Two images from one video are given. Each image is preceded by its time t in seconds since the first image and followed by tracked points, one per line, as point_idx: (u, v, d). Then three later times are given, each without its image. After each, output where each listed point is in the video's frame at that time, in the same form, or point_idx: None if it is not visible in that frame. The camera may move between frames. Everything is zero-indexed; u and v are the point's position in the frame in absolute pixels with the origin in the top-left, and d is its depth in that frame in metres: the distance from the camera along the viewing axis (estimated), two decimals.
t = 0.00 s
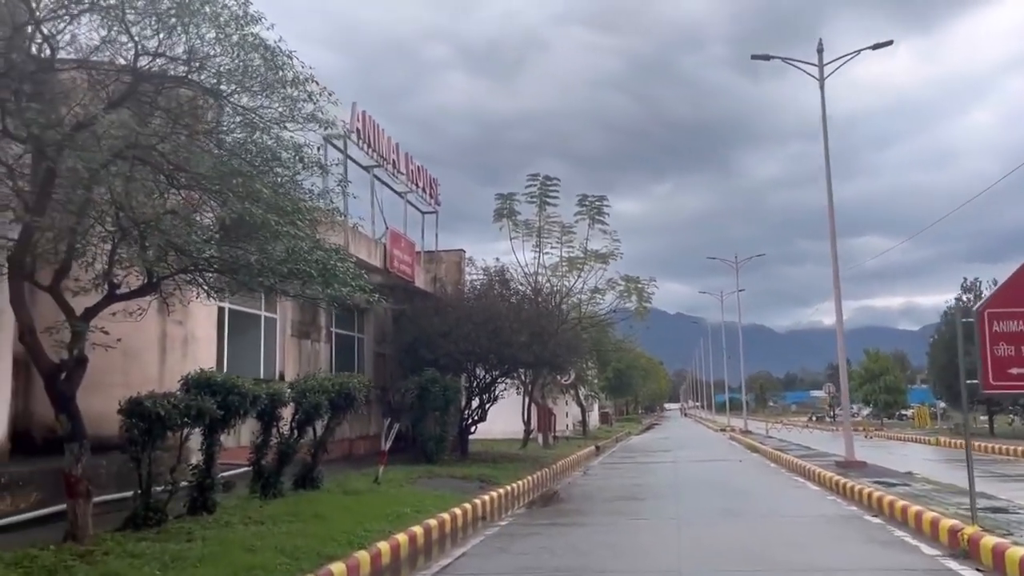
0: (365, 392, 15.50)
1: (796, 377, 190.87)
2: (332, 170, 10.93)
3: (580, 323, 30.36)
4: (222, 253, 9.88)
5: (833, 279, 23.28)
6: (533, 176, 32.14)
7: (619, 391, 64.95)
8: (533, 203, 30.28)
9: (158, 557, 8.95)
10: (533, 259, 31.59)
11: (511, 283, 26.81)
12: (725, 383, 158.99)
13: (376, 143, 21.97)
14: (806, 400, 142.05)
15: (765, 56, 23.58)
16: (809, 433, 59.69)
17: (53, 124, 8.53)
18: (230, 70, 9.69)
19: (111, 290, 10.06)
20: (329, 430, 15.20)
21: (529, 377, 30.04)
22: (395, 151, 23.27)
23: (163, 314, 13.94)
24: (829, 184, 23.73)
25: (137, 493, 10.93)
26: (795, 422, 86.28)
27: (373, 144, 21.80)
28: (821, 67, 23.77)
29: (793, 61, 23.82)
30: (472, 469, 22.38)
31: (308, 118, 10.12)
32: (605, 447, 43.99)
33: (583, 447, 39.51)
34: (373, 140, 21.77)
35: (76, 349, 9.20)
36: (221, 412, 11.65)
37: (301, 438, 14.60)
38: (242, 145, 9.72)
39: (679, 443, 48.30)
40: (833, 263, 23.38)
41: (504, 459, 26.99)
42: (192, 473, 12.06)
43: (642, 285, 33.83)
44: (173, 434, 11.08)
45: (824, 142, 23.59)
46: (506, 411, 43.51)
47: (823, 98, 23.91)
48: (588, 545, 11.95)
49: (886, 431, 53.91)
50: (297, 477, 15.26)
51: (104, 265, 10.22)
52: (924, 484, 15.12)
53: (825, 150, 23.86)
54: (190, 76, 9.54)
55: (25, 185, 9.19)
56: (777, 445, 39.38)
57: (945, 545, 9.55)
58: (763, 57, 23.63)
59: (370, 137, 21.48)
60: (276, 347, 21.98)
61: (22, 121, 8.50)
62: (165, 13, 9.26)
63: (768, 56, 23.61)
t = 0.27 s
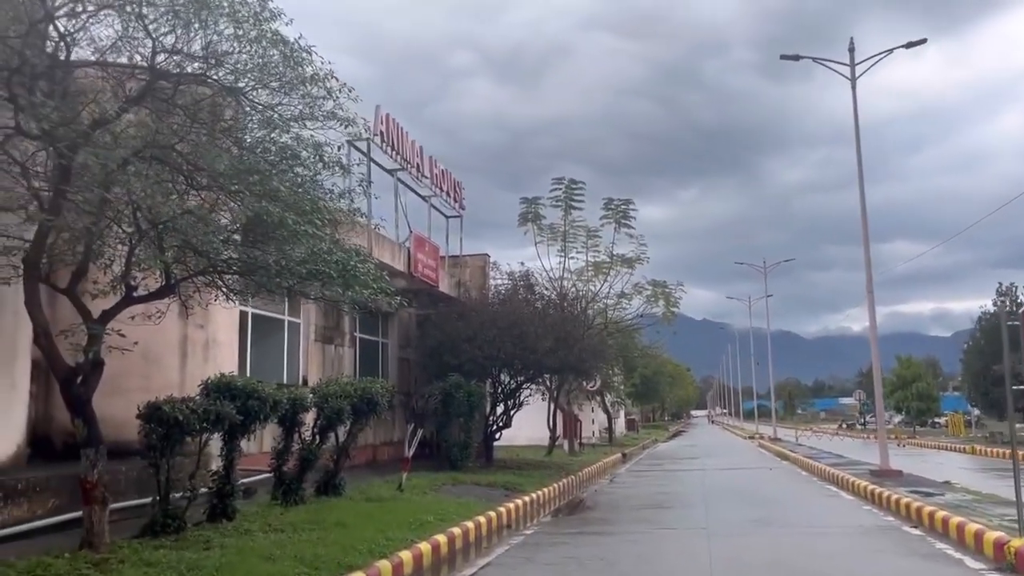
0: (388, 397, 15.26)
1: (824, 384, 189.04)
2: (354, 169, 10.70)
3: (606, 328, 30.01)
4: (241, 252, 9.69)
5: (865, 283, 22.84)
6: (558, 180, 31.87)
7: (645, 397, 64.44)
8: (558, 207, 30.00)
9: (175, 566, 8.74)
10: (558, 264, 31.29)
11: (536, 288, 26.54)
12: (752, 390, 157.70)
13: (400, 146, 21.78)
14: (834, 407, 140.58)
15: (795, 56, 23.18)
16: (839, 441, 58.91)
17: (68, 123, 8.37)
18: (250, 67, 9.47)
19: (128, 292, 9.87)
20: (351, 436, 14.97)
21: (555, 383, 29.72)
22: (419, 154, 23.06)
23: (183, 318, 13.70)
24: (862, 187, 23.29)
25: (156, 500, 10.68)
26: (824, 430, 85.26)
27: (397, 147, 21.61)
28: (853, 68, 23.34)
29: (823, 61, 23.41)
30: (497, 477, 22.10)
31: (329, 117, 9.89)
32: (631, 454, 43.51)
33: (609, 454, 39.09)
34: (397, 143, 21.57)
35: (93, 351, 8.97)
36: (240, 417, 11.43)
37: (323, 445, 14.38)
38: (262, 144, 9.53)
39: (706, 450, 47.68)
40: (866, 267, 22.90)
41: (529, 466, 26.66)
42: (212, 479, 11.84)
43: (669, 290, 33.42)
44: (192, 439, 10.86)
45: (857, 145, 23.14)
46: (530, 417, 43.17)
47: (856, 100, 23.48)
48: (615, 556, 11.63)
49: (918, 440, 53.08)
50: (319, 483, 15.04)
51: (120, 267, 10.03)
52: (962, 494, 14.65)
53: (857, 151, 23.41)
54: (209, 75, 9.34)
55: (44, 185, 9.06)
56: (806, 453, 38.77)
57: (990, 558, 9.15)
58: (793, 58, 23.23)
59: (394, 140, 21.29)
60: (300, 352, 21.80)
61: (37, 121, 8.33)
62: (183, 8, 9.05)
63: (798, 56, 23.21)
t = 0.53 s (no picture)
0: (403, 405, 14.95)
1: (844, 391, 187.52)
2: (367, 171, 10.43)
3: (625, 335, 29.63)
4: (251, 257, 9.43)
5: (890, 288, 22.39)
6: (575, 185, 31.56)
7: (663, 405, 63.90)
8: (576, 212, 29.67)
9: None
10: (576, 270, 30.95)
11: (553, 294, 26.24)
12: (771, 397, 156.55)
13: (416, 151, 21.52)
14: (854, 415, 139.33)
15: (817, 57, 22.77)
16: (860, 449, 58.17)
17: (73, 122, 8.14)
18: (260, 66, 9.23)
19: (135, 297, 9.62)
20: (366, 445, 14.68)
21: (573, 390, 29.33)
22: (435, 159, 22.80)
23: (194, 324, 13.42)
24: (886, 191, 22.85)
25: (164, 511, 10.35)
26: (845, 437, 84.39)
27: (413, 151, 21.35)
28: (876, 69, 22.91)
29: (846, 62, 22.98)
30: (515, 486, 21.75)
31: (341, 117, 9.63)
32: (650, 462, 43.02)
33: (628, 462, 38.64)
34: (413, 148, 21.31)
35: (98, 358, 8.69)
36: (251, 425, 11.14)
37: (337, 454, 14.09)
38: (272, 145, 9.27)
39: (727, 459, 47.13)
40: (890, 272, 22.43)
41: (547, 475, 26.28)
42: (223, 489, 11.55)
43: (689, 296, 33.00)
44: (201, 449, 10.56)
45: (880, 148, 22.72)
46: (548, 425, 42.79)
47: (879, 102, 23.06)
48: (637, 569, 11.26)
49: (941, 449, 52.32)
50: (334, 493, 14.73)
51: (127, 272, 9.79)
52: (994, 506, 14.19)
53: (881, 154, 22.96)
54: (218, 74, 9.10)
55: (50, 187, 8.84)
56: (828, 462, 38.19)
57: None
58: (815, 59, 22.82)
59: (410, 144, 21.03)
60: (315, 359, 21.53)
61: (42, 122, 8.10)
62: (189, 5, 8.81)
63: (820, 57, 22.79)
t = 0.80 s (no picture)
0: (410, 412, 14.66)
1: (855, 398, 186.55)
2: (371, 169, 10.16)
3: (635, 341, 29.29)
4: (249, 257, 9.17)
5: (907, 293, 22.00)
6: (585, 189, 31.27)
7: (674, 411, 63.50)
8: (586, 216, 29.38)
9: None
10: (586, 274, 30.63)
11: (563, 299, 25.95)
12: (782, 404, 155.88)
13: (424, 154, 21.26)
14: (866, 422, 138.43)
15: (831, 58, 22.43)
16: (874, 457, 57.61)
17: (67, 119, 7.91)
18: (260, 60, 8.95)
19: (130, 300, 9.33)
20: (372, 452, 14.39)
21: (583, 397, 29.00)
22: (443, 162, 22.53)
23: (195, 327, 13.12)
24: (903, 193, 22.46)
25: (164, 520, 10.04)
26: (858, 444, 83.75)
27: (421, 154, 21.09)
28: (892, 70, 22.57)
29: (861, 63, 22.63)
30: (524, 494, 21.43)
31: (345, 114, 9.35)
32: (661, 469, 42.60)
33: (639, 469, 38.25)
34: (421, 150, 21.05)
35: (93, 361, 8.40)
36: (253, 432, 10.86)
37: (342, 461, 13.79)
38: (271, 142, 8.99)
39: (738, 466, 46.70)
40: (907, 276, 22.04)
41: (557, 482, 25.95)
42: (225, 498, 11.25)
43: (700, 300, 32.61)
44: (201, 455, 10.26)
45: (896, 150, 22.36)
46: (558, 431, 42.45)
47: (894, 104, 22.70)
48: None
49: (956, 457, 51.73)
50: (339, 501, 14.43)
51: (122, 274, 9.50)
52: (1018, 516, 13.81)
53: (897, 155, 22.59)
54: (216, 69, 8.83)
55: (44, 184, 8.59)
56: (842, 469, 37.74)
57: None
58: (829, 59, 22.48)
59: (417, 146, 20.75)
60: (322, 364, 21.23)
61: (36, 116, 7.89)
62: None
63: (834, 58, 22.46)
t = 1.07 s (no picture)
0: (410, 418, 14.34)
1: (861, 403, 185.92)
2: (366, 166, 9.90)
3: (639, 345, 28.95)
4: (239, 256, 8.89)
5: (917, 297, 21.67)
6: (589, 192, 30.98)
7: (679, 417, 63.10)
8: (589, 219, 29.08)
9: None
10: (589, 278, 30.32)
11: (567, 303, 25.64)
12: (787, 410, 155.33)
13: (426, 155, 20.99)
14: (872, 428, 137.87)
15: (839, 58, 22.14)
16: (880, 463, 57.20)
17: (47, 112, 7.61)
18: (253, 53, 8.70)
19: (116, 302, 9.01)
20: (371, 458, 14.07)
21: (587, 402, 28.67)
22: (445, 164, 22.25)
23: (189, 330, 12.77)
24: (912, 195, 22.15)
25: (154, 529, 9.70)
26: (864, 450, 83.26)
27: (422, 155, 20.79)
28: (900, 70, 22.27)
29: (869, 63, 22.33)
30: (527, 501, 21.11)
31: (338, 108, 9.06)
32: (666, 476, 42.23)
33: (643, 475, 37.88)
34: (422, 152, 20.76)
35: (79, 364, 8.09)
36: (247, 438, 10.53)
37: (340, 467, 13.47)
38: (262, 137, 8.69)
39: (743, 472, 46.34)
40: (916, 280, 21.72)
41: (561, 489, 25.61)
42: (218, 507, 10.92)
43: (706, 304, 32.26)
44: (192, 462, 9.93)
45: (905, 152, 22.05)
46: (562, 437, 42.11)
47: (903, 105, 22.40)
48: None
49: (964, 463, 51.31)
50: (338, 508, 14.11)
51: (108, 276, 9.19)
52: None
53: (906, 156, 22.28)
54: (205, 61, 8.54)
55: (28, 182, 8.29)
56: (848, 475, 37.35)
57: None
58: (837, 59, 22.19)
59: (418, 148, 20.46)
60: (322, 369, 20.91)
61: (19, 110, 7.64)
62: None
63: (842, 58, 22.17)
